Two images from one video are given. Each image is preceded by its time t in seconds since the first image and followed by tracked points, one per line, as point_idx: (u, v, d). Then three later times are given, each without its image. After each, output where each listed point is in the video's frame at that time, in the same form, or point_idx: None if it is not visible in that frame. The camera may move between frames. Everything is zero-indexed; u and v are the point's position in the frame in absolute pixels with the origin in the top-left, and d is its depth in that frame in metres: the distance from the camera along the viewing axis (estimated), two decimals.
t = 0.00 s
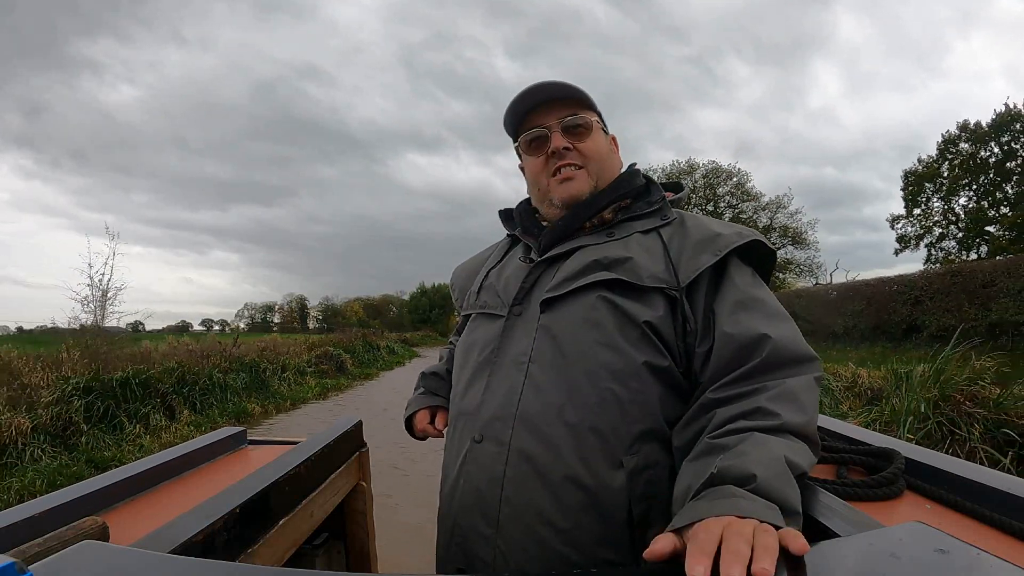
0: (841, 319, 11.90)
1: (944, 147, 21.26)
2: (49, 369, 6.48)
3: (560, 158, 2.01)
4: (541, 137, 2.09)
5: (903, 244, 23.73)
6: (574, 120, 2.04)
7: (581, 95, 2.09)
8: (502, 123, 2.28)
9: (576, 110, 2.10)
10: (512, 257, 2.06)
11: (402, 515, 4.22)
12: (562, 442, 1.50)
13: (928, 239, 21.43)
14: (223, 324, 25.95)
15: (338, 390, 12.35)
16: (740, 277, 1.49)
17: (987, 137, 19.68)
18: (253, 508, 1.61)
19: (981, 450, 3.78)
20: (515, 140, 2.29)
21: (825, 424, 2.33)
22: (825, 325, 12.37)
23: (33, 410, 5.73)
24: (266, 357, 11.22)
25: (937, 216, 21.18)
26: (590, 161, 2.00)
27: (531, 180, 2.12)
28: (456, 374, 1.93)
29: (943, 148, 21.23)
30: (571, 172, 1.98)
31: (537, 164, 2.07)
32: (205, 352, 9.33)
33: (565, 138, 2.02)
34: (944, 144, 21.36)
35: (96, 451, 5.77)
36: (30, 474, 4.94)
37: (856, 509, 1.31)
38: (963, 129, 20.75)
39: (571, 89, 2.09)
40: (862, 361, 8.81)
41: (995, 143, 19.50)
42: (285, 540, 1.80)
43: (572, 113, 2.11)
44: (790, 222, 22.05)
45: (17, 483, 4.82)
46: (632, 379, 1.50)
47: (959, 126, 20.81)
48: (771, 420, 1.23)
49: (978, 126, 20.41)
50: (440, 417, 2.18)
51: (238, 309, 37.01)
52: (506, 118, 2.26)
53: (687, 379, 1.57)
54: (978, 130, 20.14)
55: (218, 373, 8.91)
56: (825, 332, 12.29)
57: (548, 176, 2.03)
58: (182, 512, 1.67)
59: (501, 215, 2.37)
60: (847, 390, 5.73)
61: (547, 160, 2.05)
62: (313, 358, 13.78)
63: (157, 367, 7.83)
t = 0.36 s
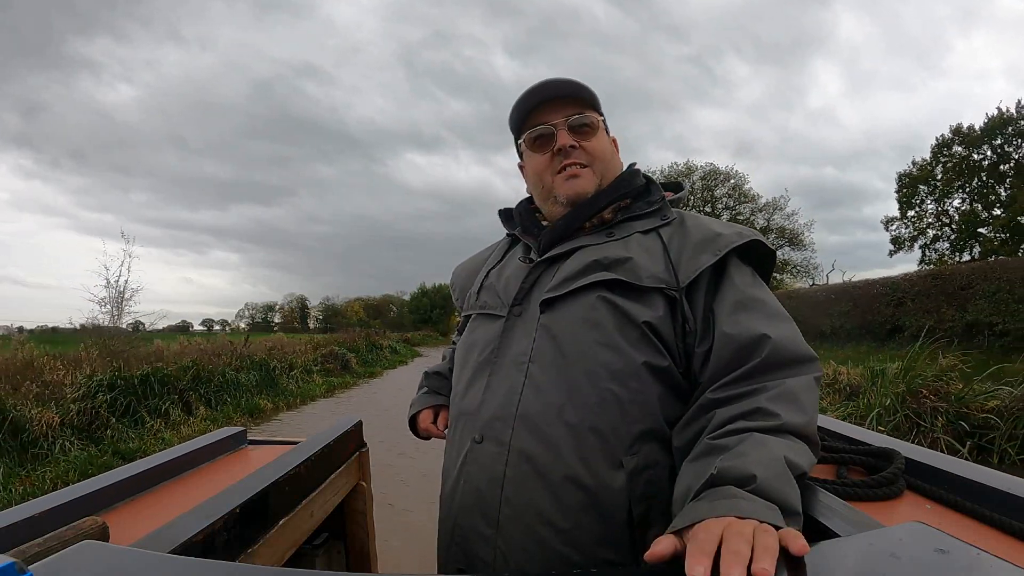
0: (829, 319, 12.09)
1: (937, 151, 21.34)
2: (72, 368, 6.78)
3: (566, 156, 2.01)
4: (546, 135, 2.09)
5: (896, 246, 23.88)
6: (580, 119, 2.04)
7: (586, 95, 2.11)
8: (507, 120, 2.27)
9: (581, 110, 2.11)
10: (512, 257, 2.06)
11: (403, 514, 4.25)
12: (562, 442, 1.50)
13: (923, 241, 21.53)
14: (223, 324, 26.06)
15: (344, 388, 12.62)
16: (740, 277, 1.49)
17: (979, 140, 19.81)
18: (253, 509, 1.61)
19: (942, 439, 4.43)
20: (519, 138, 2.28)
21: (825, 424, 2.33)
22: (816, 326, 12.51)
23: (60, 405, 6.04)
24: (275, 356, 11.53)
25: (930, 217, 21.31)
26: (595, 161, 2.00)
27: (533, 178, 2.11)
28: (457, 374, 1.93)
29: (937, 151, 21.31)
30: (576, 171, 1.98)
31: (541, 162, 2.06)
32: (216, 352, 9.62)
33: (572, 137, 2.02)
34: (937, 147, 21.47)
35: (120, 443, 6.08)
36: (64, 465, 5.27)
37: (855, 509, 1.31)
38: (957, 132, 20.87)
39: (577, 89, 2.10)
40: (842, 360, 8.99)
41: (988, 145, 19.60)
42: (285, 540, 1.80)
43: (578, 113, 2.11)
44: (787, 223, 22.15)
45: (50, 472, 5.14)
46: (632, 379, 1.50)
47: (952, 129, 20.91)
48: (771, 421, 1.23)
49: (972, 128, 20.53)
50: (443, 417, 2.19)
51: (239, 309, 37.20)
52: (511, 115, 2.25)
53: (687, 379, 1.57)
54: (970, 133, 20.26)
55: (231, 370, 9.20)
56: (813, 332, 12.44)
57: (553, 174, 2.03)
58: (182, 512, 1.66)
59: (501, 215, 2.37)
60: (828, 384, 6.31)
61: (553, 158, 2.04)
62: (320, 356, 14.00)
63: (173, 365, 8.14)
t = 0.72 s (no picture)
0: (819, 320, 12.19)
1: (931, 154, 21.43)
2: (94, 366, 7.06)
3: (570, 154, 2.00)
4: (549, 133, 2.08)
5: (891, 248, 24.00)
6: (584, 118, 2.05)
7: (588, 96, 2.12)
8: (509, 117, 2.26)
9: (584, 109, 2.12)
10: (511, 256, 2.06)
11: (403, 513, 4.27)
12: (562, 442, 1.50)
13: (918, 242, 21.65)
14: (224, 325, 26.13)
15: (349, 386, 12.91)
16: (739, 277, 1.49)
17: (973, 143, 19.95)
18: (253, 508, 1.61)
19: (912, 432, 4.60)
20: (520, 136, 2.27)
21: (825, 424, 2.33)
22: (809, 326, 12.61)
23: (84, 402, 6.26)
24: (281, 355, 11.91)
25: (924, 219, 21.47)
26: (598, 159, 2.01)
27: (536, 175, 2.10)
28: (456, 374, 1.93)
29: (931, 153, 21.43)
30: (581, 168, 1.98)
31: (545, 158, 2.05)
32: (224, 353, 9.95)
33: (575, 134, 2.02)
34: (931, 150, 21.60)
35: (142, 438, 6.37)
36: (92, 459, 5.50)
37: (855, 508, 1.31)
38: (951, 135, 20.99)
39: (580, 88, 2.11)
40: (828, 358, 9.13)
41: (981, 148, 19.74)
42: (285, 540, 1.80)
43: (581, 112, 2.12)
44: (784, 224, 22.24)
45: (78, 463, 5.38)
46: (631, 379, 1.50)
47: (946, 132, 21.03)
48: (771, 421, 1.23)
49: (966, 131, 20.65)
50: (444, 416, 2.19)
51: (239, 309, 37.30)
52: (514, 112, 2.24)
53: (686, 379, 1.57)
54: (963, 136, 20.39)
55: (241, 369, 9.54)
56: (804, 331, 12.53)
57: (557, 171, 2.02)
58: (182, 512, 1.66)
59: (500, 214, 2.37)
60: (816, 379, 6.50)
61: (557, 155, 2.04)
62: (323, 355, 14.18)
63: (186, 365, 8.48)
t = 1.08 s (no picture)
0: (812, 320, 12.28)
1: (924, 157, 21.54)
2: (115, 364, 7.47)
3: (570, 153, 2.00)
4: (549, 132, 2.08)
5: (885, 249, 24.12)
6: (583, 117, 2.05)
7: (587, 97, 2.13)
8: (510, 116, 2.26)
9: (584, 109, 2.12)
10: (511, 256, 2.06)
11: (402, 512, 4.29)
12: (562, 442, 1.50)
13: (913, 244, 21.77)
14: (225, 325, 26.33)
15: (355, 384, 13.34)
16: (739, 277, 1.49)
17: (965, 147, 20.04)
18: (253, 508, 1.61)
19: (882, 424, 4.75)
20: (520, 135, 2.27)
21: (825, 424, 2.33)
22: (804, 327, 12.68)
23: (109, 398, 6.69)
24: (288, 353, 12.34)
25: (917, 221, 21.60)
26: (598, 158, 2.01)
27: (535, 174, 2.10)
28: (456, 374, 1.93)
29: (924, 156, 21.54)
30: (581, 167, 1.98)
31: (544, 157, 2.05)
32: (235, 351, 10.36)
33: (575, 133, 2.02)
34: (924, 152, 21.70)
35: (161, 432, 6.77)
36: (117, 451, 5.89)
37: (854, 508, 1.32)
38: (944, 138, 21.10)
39: (580, 87, 2.11)
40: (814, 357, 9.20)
41: (974, 151, 19.83)
42: (285, 540, 1.80)
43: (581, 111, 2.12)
44: (781, 225, 22.36)
45: (105, 454, 5.82)
46: (631, 379, 1.50)
47: (939, 135, 21.13)
48: (771, 421, 1.23)
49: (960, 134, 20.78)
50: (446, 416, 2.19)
51: (240, 309, 37.49)
52: (514, 111, 2.24)
53: (686, 379, 1.57)
54: (956, 138, 20.49)
55: (252, 368, 10.00)
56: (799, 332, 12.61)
57: (557, 170, 2.01)
58: (182, 512, 1.66)
59: (501, 214, 2.37)
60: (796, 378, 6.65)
61: (556, 154, 2.03)
62: (328, 354, 14.41)
63: (200, 363, 8.89)
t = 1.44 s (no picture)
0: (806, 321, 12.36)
1: (918, 159, 21.64)
2: (133, 361, 7.75)
3: (569, 154, 2.00)
4: (546, 133, 2.08)
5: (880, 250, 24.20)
6: (580, 118, 2.05)
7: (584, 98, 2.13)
8: (508, 119, 2.26)
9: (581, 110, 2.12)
10: (511, 257, 2.06)
11: (402, 511, 4.31)
12: (561, 442, 1.50)
13: (908, 245, 21.86)
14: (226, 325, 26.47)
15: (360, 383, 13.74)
16: (739, 277, 1.49)
17: (958, 149, 20.07)
18: (253, 508, 1.61)
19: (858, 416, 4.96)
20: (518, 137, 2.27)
21: (826, 424, 2.33)
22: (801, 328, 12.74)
23: (129, 393, 6.97)
24: (295, 352, 12.64)
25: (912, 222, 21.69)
26: (596, 159, 2.01)
27: (535, 177, 2.10)
28: (456, 374, 1.93)
29: (918, 159, 21.61)
30: (580, 169, 1.98)
31: (543, 159, 2.05)
32: (246, 349, 10.64)
33: (573, 135, 2.02)
34: (918, 154, 21.74)
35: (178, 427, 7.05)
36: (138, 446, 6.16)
37: (854, 508, 1.32)
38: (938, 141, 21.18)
39: (578, 89, 2.12)
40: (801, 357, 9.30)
41: (967, 153, 19.87)
42: (285, 540, 1.80)
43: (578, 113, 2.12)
44: (778, 226, 22.44)
45: (127, 448, 6.10)
46: (631, 379, 1.50)
47: (932, 138, 21.17)
48: (771, 422, 1.23)
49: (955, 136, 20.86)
50: (443, 413, 2.20)
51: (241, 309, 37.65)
52: (511, 113, 2.24)
53: (686, 380, 1.57)
54: (950, 141, 20.54)
55: (261, 365, 10.32)
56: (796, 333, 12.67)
57: (556, 172, 2.01)
58: (183, 512, 1.67)
59: (501, 215, 2.37)
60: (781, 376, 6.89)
61: (555, 156, 2.03)
62: (332, 354, 14.71)
63: (213, 361, 9.18)
